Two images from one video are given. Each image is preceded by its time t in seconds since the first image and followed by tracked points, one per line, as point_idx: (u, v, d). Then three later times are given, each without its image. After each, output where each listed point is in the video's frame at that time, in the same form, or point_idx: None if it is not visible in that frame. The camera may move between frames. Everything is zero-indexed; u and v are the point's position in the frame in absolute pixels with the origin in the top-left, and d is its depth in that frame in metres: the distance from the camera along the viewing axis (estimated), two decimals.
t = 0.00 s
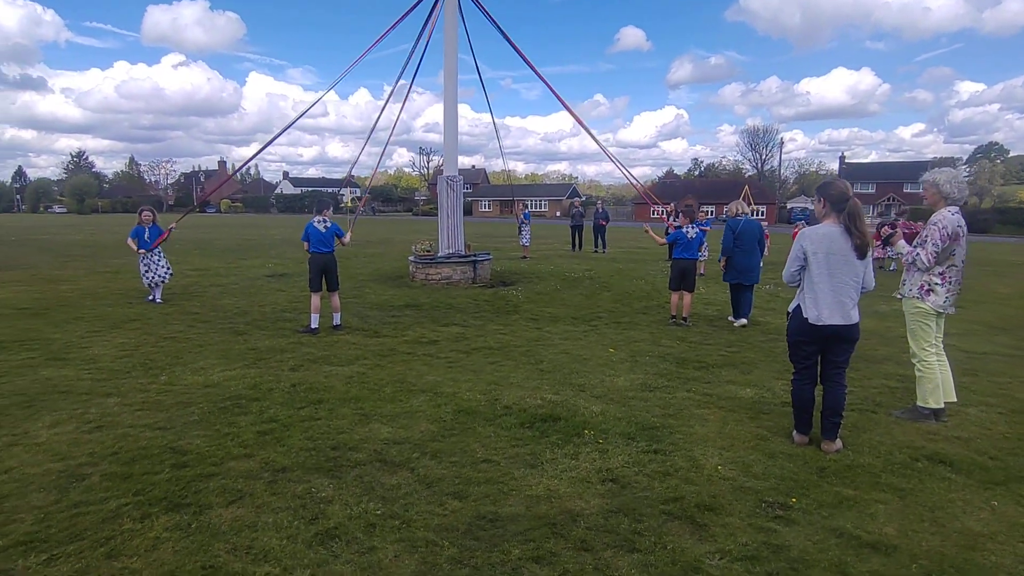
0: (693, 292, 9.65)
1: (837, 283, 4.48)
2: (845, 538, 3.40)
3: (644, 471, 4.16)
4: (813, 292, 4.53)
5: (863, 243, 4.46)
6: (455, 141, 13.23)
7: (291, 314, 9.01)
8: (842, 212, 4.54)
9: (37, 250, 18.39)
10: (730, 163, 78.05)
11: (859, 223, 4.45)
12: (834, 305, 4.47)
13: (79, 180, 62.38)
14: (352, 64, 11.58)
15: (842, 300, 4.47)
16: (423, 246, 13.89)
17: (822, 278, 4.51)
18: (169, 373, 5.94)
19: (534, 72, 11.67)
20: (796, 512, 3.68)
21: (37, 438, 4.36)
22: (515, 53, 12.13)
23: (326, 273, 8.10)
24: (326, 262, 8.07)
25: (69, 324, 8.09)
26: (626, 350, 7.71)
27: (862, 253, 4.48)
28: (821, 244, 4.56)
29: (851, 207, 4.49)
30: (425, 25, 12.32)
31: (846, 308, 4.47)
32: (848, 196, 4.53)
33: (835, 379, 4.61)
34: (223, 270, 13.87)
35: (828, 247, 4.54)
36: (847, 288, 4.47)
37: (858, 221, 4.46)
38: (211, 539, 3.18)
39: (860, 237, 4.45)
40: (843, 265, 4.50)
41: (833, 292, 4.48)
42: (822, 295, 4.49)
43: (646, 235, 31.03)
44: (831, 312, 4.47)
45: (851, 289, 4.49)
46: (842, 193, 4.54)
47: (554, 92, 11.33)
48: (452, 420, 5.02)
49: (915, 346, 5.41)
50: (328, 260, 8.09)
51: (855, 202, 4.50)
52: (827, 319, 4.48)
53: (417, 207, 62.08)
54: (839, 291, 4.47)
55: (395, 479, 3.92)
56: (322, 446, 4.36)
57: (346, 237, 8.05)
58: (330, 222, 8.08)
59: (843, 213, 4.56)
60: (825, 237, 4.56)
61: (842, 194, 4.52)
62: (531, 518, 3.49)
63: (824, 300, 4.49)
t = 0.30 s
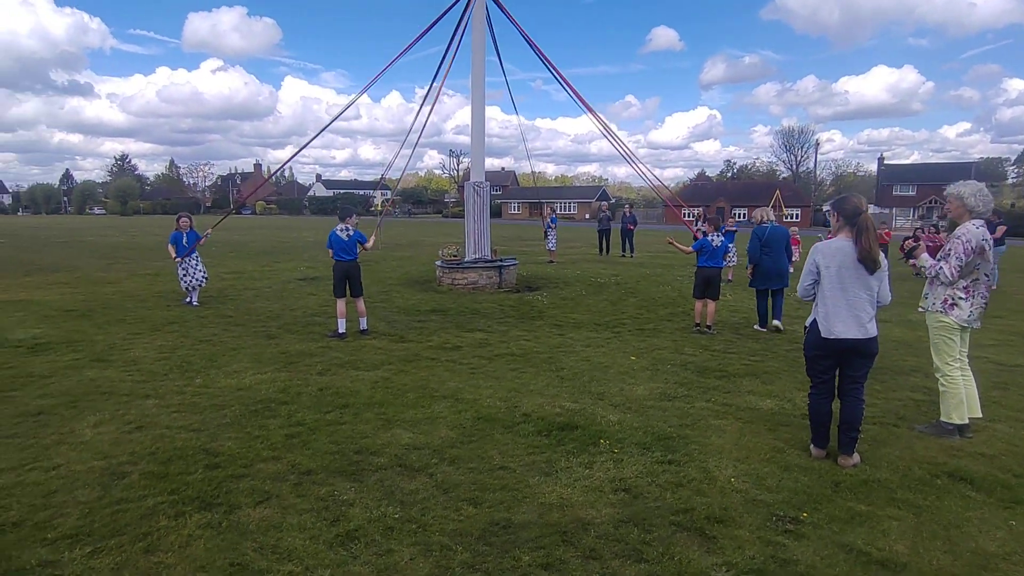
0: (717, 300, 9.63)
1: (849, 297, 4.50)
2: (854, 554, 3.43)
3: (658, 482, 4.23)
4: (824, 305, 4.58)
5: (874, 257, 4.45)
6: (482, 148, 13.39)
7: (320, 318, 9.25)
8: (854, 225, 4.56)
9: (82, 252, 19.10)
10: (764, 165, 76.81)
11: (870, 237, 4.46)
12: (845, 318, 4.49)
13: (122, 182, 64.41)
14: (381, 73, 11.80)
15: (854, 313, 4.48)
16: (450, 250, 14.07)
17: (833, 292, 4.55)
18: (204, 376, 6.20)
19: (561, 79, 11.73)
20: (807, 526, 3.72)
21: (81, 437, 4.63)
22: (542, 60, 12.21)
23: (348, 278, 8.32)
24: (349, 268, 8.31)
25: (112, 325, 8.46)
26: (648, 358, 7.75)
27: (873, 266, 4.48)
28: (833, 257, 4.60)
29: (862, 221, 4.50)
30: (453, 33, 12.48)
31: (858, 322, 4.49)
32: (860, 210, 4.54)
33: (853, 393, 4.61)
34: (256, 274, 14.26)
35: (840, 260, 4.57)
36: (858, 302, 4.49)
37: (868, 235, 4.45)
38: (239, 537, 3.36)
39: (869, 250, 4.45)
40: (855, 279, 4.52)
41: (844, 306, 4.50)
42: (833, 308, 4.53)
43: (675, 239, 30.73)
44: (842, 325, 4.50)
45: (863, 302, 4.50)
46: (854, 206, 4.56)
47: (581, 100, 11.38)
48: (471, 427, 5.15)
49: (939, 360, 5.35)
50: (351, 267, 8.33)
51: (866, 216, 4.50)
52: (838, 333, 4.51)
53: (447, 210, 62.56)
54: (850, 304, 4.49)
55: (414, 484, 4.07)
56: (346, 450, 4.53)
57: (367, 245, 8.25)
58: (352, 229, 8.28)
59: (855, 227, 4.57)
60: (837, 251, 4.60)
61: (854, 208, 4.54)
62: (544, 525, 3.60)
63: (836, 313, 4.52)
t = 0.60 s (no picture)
0: (737, 313, 9.57)
1: (856, 313, 4.50)
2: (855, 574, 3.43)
3: (664, 496, 4.27)
4: (832, 321, 4.61)
5: (882, 273, 4.41)
6: (506, 158, 13.52)
7: (343, 326, 9.45)
8: (862, 242, 4.55)
9: (120, 257, 19.76)
10: (797, 172, 75.48)
11: (879, 253, 4.40)
12: (853, 335, 4.50)
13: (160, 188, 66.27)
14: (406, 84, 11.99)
15: (862, 329, 4.48)
16: (474, 259, 14.22)
17: (840, 308, 4.57)
18: (228, 382, 6.41)
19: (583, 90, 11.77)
20: (811, 545, 3.73)
21: (110, 439, 4.85)
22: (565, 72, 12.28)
23: (368, 288, 8.57)
24: (370, 278, 8.51)
25: (144, 330, 8.78)
26: (665, 370, 7.75)
27: (881, 282, 4.45)
28: (840, 274, 4.62)
29: (870, 237, 4.49)
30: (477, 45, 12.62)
31: (867, 338, 4.48)
32: (869, 227, 4.53)
33: (866, 412, 4.58)
34: (284, 280, 14.60)
35: (847, 277, 4.58)
36: (867, 318, 4.49)
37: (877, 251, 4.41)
38: (252, 540, 3.51)
39: (877, 265, 4.42)
40: (864, 296, 4.51)
41: (852, 322, 4.51)
42: (840, 324, 4.55)
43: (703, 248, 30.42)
44: (849, 342, 4.51)
45: (872, 319, 4.49)
46: (863, 223, 4.56)
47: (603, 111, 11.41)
48: (483, 437, 5.24)
49: (958, 378, 5.28)
50: (371, 277, 8.53)
51: (874, 231, 4.48)
52: (846, 349, 4.51)
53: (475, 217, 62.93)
54: (858, 320, 4.50)
55: (424, 492, 4.17)
56: (360, 458, 4.67)
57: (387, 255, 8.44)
58: (373, 239, 8.47)
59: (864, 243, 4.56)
60: (845, 268, 4.61)
61: (862, 225, 4.54)
62: (547, 537, 3.67)
63: (843, 330, 4.54)
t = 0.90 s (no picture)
0: (753, 325, 9.51)
1: (862, 329, 4.47)
2: None
3: (665, 509, 4.28)
4: (838, 336, 4.57)
5: (892, 289, 4.38)
6: (523, 169, 13.62)
7: (359, 335, 9.59)
8: (872, 257, 4.51)
9: (148, 265, 20.25)
10: (824, 182, 74.39)
11: (889, 270, 4.40)
12: (858, 350, 4.47)
13: (190, 199, 68.09)
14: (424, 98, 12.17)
15: (867, 345, 4.45)
16: (491, 270, 14.31)
17: (846, 323, 4.53)
18: (244, 389, 6.57)
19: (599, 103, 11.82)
20: (810, 561, 3.71)
21: (127, 443, 5.02)
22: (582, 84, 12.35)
23: (384, 298, 8.71)
24: (385, 288, 8.65)
25: (167, 337, 9.02)
26: (677, 382, 7.73)
27: (889, 298, 4.41)
28: (848, 288, 4.57)
29: (882, 252, 4.45)
30: (495, 59, 12.77)
31: (874, 353, 4.44)
32: (879, 242, 4.49)
33: (873, 427, 4.53)
34: (306, 289, 14.85)
35: (854, 291, 4.54)
36: (874, 333, 4.45)
37: (887, 267, 4.40)
38: (257, 544, 3.61)
39: (887, 282, 4.39)
40: (871, 311, 4.47)
41: (858, 337, 4.48)
42: (845, 340, 4.51)
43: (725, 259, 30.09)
44: (855, 357, 4.48)
45: (878, 334, 4.45)
46: (874, 238, 4.51)
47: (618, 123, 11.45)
48: (490, 447, 5.30)
49: (970, 394, 5.19)
50: (387, 287, 8.67)
51: (887, 248, 4.45)
52: (852, 364, 4.48)
53: (497, 226, 63.16)
54: (864, 336, 4.46)
55: (426, 501, 4.24)
56: (367, 465, 4.76)
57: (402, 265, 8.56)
58: (389, 250, 8.61)
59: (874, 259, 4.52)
60: (852, 282, 4.56)
61: (873, 240, 4.49)
62: (544, 547, 3.71)
63: (848, 345, 4.51)
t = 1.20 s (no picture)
0: (762, 334, 9.50)
1: (865, 338, 4.39)
2: None
3: (662, 514, 4.33)
4: (839, 345, 4.49)
5: (898, 298, 4.36)
6: (535, 178, 13.75)
7: (370, 342, 9.74)
8: (876, 265, 4.49)
9: (168, 273, 20.64)
10: (843, 191, 73.65)
11: (895, 279, 4.40)
12: (860, 359, 4.40)
13: (211, 207, 69.31)
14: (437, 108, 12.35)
15: (869, 354, 4.38)
16: (502, 278, 14.43)
17: (848, 332, 4.45)
18: (255, 393, 6.72)
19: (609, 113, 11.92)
20: (804, 568, 3.74)
21: (141, 444, 5.18)
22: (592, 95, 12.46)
23: (394, 305, 8.86)
24: (396, 295, 8.81)
25: (183, 342, 9.24)
26: (682, 390, 7.76)
27: (894, 307, 4.37)
28: (850, 297, 4.50)
29: (886, 262, 4.46)
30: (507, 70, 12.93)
31: (876, 363, 4.37)
32: (882, 250, 4.48)
33: (872, 436, 4.47)
34: (320, 296, 15.09)
35: (857, 300, 4.46)
36: (877, 342, 4.38)
37: (894, 277, 4.40)
38: (261, 542, 3.73)
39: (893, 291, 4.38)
40: (875, 319, 4.40)
41: (860, 346, 4.41)
42: (847, 348, 4.44)
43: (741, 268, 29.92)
44: (856, 366, 4.40)
45: (880, 344, 4.38)
46: (876, 246, 4.48)
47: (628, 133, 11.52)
48: (492, 451, 5.39)
49: (974, 404, 5.17)
50: (398, 294, 8.82)
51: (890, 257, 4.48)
52: (855, 373, 4.40)
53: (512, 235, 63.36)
54: (866, 345, 4.39)
55: (427, 503, 4.34)
56: (371, 468, 4.87)
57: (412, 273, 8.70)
58: (400, 258, 8.74)
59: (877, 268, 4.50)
60: (854, 290, 4.49)
61: (876, 248, 4.47)
62: (540, 549, 3.79)
63: (850, 354, 4.43)
